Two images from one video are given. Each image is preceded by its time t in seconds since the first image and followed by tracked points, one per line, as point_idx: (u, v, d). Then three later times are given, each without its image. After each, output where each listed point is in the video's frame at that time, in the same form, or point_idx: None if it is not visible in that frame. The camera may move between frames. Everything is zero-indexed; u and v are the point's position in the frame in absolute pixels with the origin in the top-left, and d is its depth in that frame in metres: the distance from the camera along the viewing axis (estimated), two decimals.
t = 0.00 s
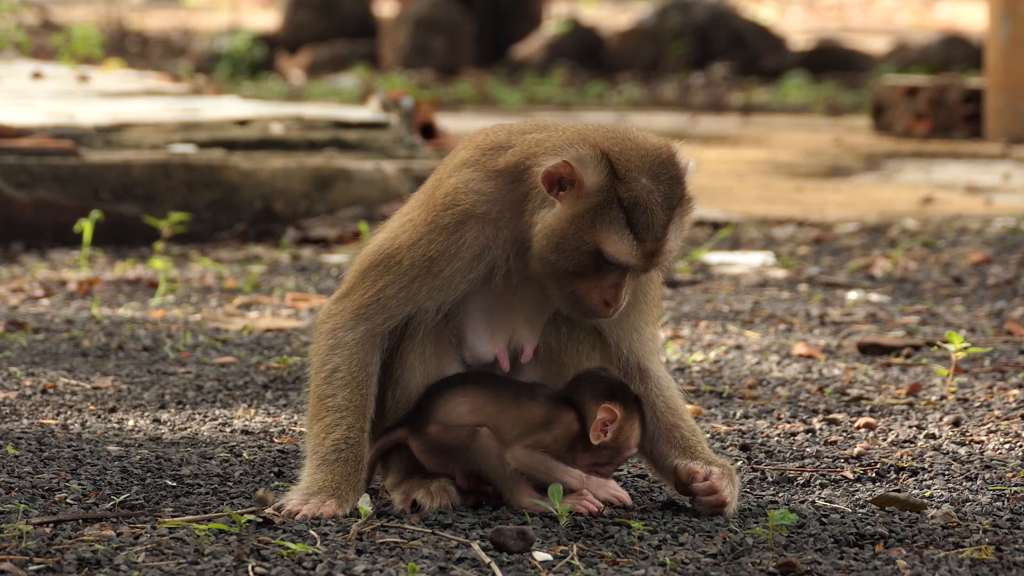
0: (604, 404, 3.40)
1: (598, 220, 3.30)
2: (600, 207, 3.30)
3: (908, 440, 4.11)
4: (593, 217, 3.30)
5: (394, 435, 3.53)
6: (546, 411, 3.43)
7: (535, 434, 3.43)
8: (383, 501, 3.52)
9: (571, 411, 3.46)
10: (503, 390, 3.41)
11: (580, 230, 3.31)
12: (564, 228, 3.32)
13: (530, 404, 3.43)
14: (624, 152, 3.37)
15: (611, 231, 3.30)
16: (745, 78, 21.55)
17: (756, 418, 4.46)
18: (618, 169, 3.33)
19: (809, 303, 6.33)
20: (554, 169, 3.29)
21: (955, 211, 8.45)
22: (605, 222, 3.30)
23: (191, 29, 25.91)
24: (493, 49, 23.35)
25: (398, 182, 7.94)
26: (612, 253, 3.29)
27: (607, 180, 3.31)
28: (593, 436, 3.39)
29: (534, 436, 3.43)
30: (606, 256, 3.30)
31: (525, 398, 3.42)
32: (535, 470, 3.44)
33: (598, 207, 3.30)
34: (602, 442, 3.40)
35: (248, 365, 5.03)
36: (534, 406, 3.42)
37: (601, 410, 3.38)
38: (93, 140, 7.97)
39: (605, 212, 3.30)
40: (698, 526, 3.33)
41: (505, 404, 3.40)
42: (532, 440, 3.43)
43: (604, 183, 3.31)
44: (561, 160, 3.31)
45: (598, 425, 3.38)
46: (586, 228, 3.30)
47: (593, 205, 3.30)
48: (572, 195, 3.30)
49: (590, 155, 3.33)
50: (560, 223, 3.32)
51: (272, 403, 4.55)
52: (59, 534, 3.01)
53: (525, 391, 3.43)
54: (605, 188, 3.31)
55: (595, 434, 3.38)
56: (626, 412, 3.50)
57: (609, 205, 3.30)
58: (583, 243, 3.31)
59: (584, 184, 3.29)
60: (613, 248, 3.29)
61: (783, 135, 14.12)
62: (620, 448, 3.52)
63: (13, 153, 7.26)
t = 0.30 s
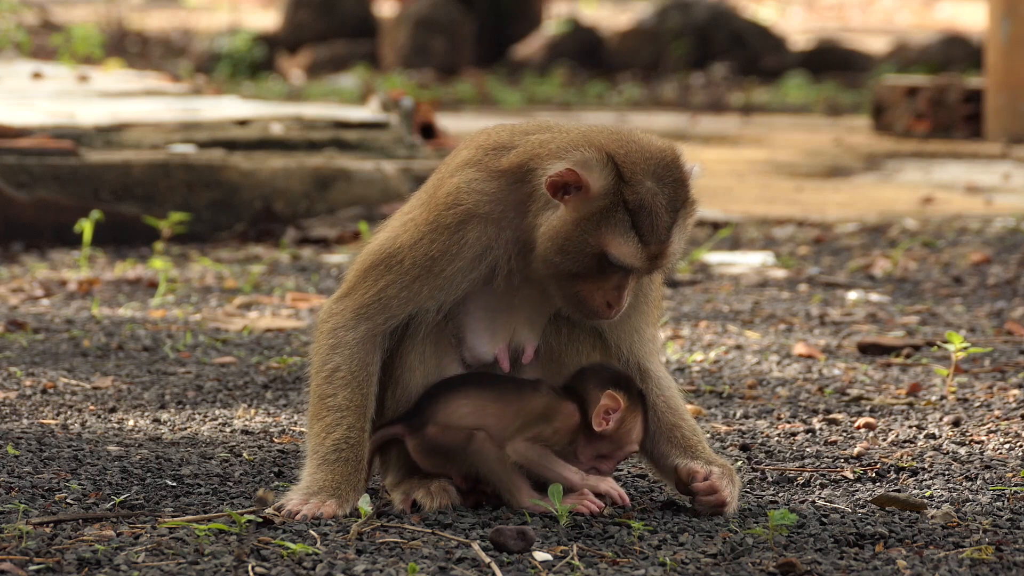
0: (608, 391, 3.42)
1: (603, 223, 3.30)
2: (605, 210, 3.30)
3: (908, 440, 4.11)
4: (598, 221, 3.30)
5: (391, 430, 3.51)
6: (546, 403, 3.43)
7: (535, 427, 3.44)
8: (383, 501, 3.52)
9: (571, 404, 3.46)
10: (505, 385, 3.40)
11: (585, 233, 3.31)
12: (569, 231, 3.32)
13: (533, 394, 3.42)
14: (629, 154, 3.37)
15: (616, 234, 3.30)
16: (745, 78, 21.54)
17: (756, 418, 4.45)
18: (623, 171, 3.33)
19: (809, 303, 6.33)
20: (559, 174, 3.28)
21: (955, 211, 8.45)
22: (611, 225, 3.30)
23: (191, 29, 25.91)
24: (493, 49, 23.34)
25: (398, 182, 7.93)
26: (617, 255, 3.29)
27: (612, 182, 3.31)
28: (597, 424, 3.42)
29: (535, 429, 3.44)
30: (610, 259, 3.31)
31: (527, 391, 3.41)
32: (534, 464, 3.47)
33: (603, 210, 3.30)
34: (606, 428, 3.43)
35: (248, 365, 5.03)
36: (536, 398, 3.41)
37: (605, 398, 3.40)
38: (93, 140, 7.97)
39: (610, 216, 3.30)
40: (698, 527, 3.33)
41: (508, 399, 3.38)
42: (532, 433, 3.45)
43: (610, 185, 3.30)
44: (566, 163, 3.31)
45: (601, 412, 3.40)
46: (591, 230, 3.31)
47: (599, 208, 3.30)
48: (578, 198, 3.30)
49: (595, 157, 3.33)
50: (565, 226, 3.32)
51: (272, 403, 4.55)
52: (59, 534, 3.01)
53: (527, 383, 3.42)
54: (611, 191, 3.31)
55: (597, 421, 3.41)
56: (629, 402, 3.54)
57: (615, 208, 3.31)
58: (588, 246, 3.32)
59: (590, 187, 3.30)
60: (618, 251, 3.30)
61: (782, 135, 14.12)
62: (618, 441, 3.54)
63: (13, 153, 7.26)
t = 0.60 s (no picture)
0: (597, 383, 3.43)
1: (606, 225, 3.30)
2: (609, 213, 3.30)
3: (908, 440, 4.11)
4: (601, 223, 3.30)
5: (391, 430, 3.51)
6: (543, 400, 3.44)
7: (533, 425, 3.43)
8: (382, 501, 3.52)
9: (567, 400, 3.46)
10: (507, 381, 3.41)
11: (588, 235, 3.31)
12: (572, 233, 3.32)
13: (532, 390, 3.43)
14: (632, 157, 3.36)
15: (619, 237, 3.30)
16: (745, 78, 21.54)
17: (756, 418, 4.45)
18: (626, 173, 3.32)
19: (809, 303, 6.33)
20: (562, 176, 3.27)
21: (955, 211, 8.45)
22: (613, 228, 3.30)
23: (191, 29, 25.90)
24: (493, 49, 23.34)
25: (398, 181, 7.94)
26: (619, 258, 3.29)
27: (615, 184, 3.31)
28: (587, 416, 3.42)
29: (535, 426, 3.44)
30: (613, 261, 3.31)
31: (527, 387, 3.42)
32: (533, 462, 3.47)
33: (607, 213, 3.30)
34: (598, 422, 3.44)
35: (248, 365, 5.03)
36: (535, 394, 3.42)
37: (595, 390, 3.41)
38: (93, 140, 7.97)
39: (613, 218, 3.30)
40: (698, 526, 3.33)
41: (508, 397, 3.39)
42: (531, 431, 3.44)
43: (614, 188, 3.30)
44: (570, 166, 3.30)
45: (592, 404, 3.41)
46: (594, 233, 3.30)
47: (602, 211, 3.30)
48: (581, 200, 3.30)
49: (599, 160, 3.33)
50: (568, 228, 3.32)
51: (272, 403, 4.55)
52: (59, 534, 3.01)
53: (527, 381, 3.44)
54: (615, 193, 3.30)
55: (589, 413, 3.42)
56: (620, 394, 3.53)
57: (618, 211, 3.30)
58: (591, 248, 3.32)
59: (594, 190, 3.29)
60: (620, 253, 3.30)
61: (782, 135, 14.12)
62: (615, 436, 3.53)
63: (13, 153, 7.26)
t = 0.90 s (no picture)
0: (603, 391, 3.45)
1: (614, 230, 3.30)
2: (616, 217, 3.30)
3: (908, 440, 4.11)
4: (609, 227, 3.30)
5: (396, 425, 3.53)
6: (544, 402, 3.45)
7: (533, 427, 3.44)
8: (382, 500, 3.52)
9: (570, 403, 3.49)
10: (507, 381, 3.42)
11: (595, 239, 3.31)
12: (579, 237, 3.32)
13: (534, 394, 3.44)
14: (640, 161, 3.37)
15: (626, 241, 3.30)
16: (745, 78, 21.53)
17: (756, 418, 4.45)
18: (635, 178, 3.33)
19: (809, 303, 6.33)
20: (570, 179, 3.28)
21: (955, 211, 8.45)
22: (621, 233, 3.30)
23: (191, 29, 25.91)
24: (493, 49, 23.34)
25: (398, 182, 7.93)
26: (625, 263, 3.29)
27: (623, 189, 3.31)
28: (592, 422, 3.43)
29: (534, 428, 3.45)
30: (619, 265, 3.31)
31: (530, 389, 3.44)
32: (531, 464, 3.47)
33: (614, 217, 3.30)
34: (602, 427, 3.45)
35: (248, 365, 5.03)
36: (536, 395, 3.43)
37: (601, 398, 3.43)
38: (93, 140, 7.97)
39: (621, 223, 3.30)
40: (698, 526, 3.33)
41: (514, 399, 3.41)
42: (530, 433, 3.45)
43: (621, 193, 3.31)
44: (578, 169, 3.30)
45: (597, 411, 3.43)
46: (601, 237, 3.31)
47: (610, 215, 3.30)
48: (589, 204, 3.30)
49: (608, 164, 3.33)
50: (575, 232, 3.32)
51: (272, 403, 4.55)
52: (59, 534, 3.01)
53: (529, 382, 3.45)
54: (622, 198, 3.31)
55: (592, 420, 3.43)
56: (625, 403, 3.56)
57: (626, 215, 3.31)
58: (597, 252, 3.32)
59: (602, 194, 3.30)
60: (627, 258, 3.30)
61: (782, 135, 14.12)
62: (618, 440, 3.56)
63: (13, 153, 7.26)
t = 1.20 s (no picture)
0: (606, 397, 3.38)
1: (617, 232, 3.31)
2: (620, 219, 3.31)
3: (908, 440, 4.11)
4: (612, 229, 3.31)
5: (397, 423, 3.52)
6: (544, 408, 3.42)
7: (533, 432, 3.41)
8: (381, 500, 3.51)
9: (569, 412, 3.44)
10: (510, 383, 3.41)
11: (598, 241, 3.32)
12: (583, 239, 3.33)
13: (534, 400, 3.42)
14: (646, 165, 3.37)
15: (629, 244, 3.31)
16: (745, 78, 21.53)
17: (756, 418, 4.45)
18: (639, 181, 3.33)
19: (809, 303, 6.33)
20: (575, 181, 3.30)
21: (955, 211, 8.45)
22: (624, 235, 3.31)
23: (191, 29, 25.90)
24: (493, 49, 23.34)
25: (398, 182, 7.92)
26: (628, 265, 3.30)
27: (628, 192, 3.32)
28: (593, 428, 3.38)
29: (532, 435, 3.41)
30: (622, 268, 3.32)
31: (530, 394, 3.42)
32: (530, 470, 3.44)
33: (618, 220, 3.31)
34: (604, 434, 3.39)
35: (248, 365, 5.03)
36: (535, 401, 3.41)
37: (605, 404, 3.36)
38: (93, 140, 7.97)
39: (624, 226, 3.31)
40: (698, 526, 3.33)
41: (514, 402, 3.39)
42: (529, 439, 3.42)
43: (626, 195, 3.32)
44: (583, 172, 3.31)
45: (599, 418, 3.36)
46: (604, 239, 3.31)
47: (614, 218, 3.31)
48: (593, 206, 3.31)
49: (613, 167, 3.34)
50: (578, 234, 3.33)
51: (272, 403, 4.55)
52: (59, 534, 3.02)
53: (529, 388, 3.43)
54: (626, 200, 3.32)
55: (595, 427, 3.37)
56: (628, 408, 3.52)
57: (629, 218, 3.31)
58: (600, 254, 3.33)
59: (606, 196, 3.30)
60: (629, 260, 3.31)
61: (782, 135, 14.12)
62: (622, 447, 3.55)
63: (13, 152, 7.26)
